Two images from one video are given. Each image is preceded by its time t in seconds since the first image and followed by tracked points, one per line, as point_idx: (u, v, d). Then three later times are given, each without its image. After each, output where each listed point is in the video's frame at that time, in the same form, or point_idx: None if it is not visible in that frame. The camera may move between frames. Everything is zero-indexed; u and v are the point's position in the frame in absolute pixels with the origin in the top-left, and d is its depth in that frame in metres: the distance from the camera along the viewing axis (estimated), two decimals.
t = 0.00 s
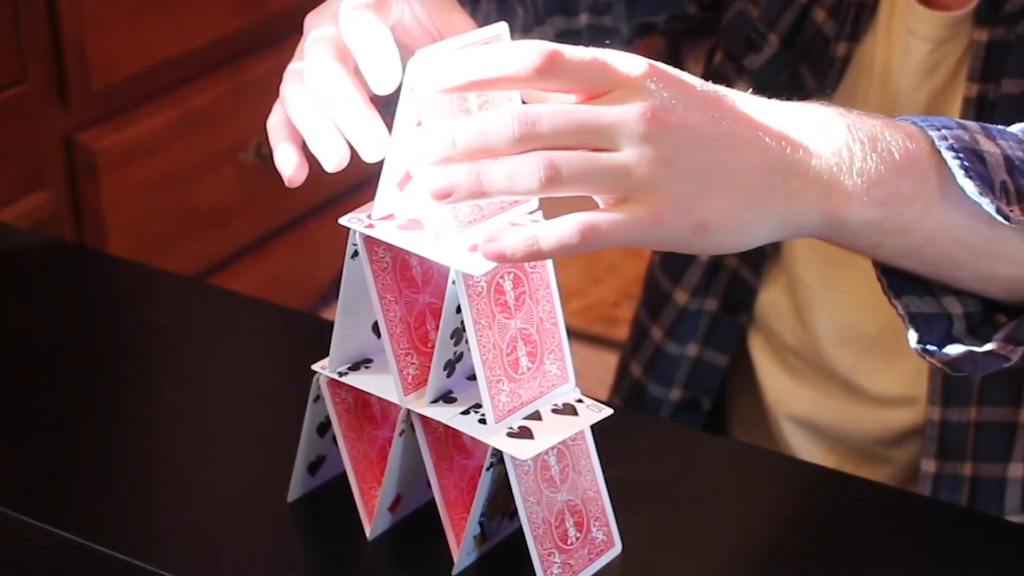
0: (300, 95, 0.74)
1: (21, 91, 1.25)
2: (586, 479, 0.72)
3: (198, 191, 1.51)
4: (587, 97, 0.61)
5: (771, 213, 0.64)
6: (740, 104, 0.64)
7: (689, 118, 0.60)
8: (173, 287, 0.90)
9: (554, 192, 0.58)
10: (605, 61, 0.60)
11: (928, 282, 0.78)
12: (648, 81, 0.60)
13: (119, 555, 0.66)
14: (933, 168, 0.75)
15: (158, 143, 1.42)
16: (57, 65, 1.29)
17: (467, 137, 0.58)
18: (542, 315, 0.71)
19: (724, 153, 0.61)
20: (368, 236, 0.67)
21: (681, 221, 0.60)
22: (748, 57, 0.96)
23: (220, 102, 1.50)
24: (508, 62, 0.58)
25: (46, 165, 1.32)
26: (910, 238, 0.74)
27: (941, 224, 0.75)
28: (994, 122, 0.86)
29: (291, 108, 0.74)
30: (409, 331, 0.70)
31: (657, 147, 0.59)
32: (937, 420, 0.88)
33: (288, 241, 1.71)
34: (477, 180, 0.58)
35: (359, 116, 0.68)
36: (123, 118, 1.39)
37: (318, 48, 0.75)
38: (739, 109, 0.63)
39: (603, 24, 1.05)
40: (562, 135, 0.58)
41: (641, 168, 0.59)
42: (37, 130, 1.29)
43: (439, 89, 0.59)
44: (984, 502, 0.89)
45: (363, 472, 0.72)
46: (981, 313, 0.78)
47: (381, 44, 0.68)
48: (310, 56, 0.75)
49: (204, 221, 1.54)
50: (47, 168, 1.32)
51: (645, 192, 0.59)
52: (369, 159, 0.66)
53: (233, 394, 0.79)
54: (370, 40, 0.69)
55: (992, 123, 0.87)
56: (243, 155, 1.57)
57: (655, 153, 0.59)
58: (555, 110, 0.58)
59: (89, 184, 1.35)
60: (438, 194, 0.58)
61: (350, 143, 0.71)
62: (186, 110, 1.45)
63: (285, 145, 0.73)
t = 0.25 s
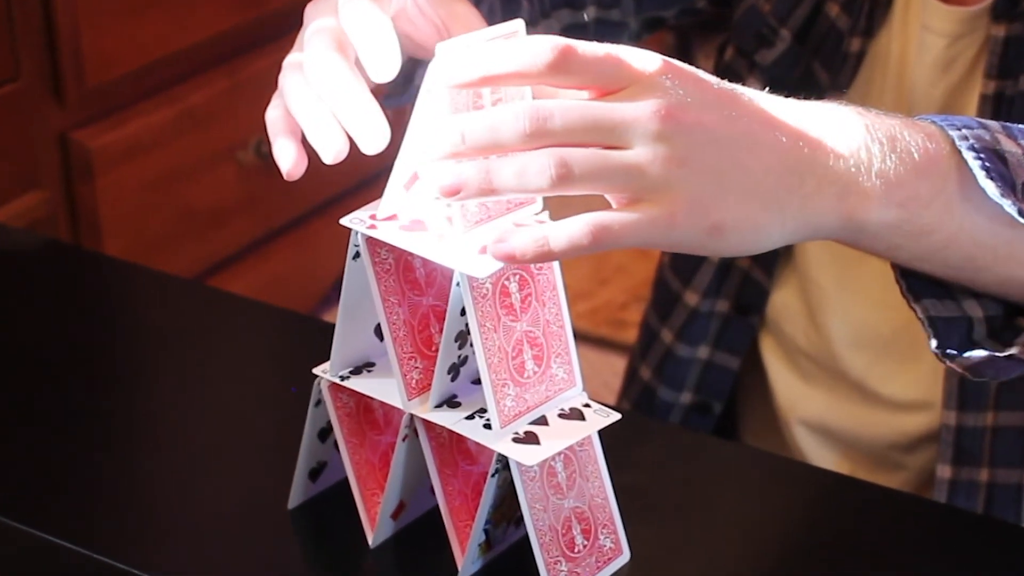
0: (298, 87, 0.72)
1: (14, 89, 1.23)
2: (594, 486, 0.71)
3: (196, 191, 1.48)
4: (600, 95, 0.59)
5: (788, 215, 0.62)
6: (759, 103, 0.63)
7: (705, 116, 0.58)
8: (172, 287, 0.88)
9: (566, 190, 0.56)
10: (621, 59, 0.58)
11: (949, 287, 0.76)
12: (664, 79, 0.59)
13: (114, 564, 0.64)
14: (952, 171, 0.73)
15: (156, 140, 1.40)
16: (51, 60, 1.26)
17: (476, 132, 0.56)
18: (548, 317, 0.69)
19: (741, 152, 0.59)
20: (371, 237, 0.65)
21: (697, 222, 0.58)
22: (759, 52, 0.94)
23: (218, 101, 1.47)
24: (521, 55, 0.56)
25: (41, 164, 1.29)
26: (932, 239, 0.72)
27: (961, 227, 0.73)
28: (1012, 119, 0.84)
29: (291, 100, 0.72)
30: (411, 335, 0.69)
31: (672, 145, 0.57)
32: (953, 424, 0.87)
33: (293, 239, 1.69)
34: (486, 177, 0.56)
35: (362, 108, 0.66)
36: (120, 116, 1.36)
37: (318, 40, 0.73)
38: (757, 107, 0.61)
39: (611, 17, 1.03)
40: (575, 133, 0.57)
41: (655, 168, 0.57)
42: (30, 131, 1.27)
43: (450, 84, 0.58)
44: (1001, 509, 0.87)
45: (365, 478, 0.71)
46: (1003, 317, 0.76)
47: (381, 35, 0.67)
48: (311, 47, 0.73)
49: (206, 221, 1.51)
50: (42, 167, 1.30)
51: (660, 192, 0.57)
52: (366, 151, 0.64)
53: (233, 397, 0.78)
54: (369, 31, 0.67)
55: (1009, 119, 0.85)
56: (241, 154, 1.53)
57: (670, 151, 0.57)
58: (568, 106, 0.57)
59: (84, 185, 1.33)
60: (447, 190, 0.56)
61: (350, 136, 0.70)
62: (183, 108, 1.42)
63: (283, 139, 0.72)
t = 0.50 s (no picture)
0: (302, 81, 0.71)
1: (9, 86, 1.22)
2: (602, 492, 0.69)
3: (194, 190, 1.46)
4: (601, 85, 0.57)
5: (792, 209, 0.60)
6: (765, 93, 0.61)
7: (708, 106, 0.56)
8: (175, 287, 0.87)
9: (566, 182, 0.55)
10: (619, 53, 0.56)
11: (958, 283, 0.74)
12: (664, 69, 0.56)
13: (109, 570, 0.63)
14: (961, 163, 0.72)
15: (153, 139, 1.38)
16: (46, 56, 1.25)
17: (478, 125, 0.55)
18: (555, 320, 0.68)
19: (743, 145, 0.57)
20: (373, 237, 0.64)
21: (699, 217, 0.56)
22: (772, 48, 0.92)
23: (217, 97, 1.45)
24: (518, 49, 0.55)
25: (32, 159, 1.28)
26: (941, 233, 0.71)
27: (970, 222, 0.72)
28: None
29: (294, 94, 0.70)
30: (415, 337, 0.67)
31: (675, 138, 0.55)
32: (969, 427, 0.85)
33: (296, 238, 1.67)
34: (484, 170, 0.55)
35: (372, 106, 0.65)
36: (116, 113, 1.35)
37: (322, 33, 0.72)
38: (762, 98, 0.59)
39: (621, 13, 1.02)
40: (575, 125, 0.55)
41: (657, 160, 0.55)
42: (22, 126, 1.25)
43: (450, 75, 0.57)
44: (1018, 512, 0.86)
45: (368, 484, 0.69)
46: (1014, 313, 0.74)
47: (388, 26, 0.65)
48: (316, 40, 0.71)
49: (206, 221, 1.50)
50: (36, 163, 1.28)
51: (661, 186, 0.55)
52: (378, 146, 0.63)
53: (233, 400, 0.76)
54: (376, 23, 0.66)
55: None
56: (240, 152, 1.50)
57: (673, 143, 0.55)
58: (568, 97, 0.55)
59: (81, 185, 1.31)
60: (446, 183, 0.55)
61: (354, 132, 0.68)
62: (180, 106, 1.40)
63: (286, 134, 0.70)
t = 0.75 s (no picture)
0: (303, 75, 0.69)
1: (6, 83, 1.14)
2: (609, 499, 0.67)
3: (195, 189, 1.39)
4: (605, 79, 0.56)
5: (801, 207, 0.59)
6: (770, 88, 0.59)
7: (714, 101, 0.54)
8: (174, 288, 0.85)
9: (568, 180, 0.53)
10: (621, 56, 0.55)
11: (972, 282, 0.72)
12: (673, 62, 0.55)
13: None
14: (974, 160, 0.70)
15: (152, 138, 1.30)
16: (42, 50, 1.17)
17: (479, 120, 0.54)
18: (561, 322, 0.66)
19: (751, 142, 0.55)
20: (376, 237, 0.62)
21: (705, 214, 0.55)
22: (782, 45, 0.91)
23: (218, 95, 1.37)
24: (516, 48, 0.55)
25: (30, 161, 1.20)
26: (952, 231, 0.69)
27: (982, 219, 0.70)
28: None
29: (295, 89, 0.69)
30: (419, 340, 0.66)
31: (680, 133, 0.53)
32: (984, 432, 0.83)
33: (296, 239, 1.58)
34: (484, 168, 0.54)
35: (376, 97, 0.63)
36: (111, 112, 1.27)
37: (324, 26, 0.71)
38: (768, 92, 0.58)
39: (628, 10, 1.01)
40: (579, 120, 0.53)
41: (661, 157, 0.53)
42: (20, 126, 1.18)
43: (443, 71, 0.56)
44: None
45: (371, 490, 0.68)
46: None
47: (393, 20, 0.64)
48: (317, 34, 0.70)
49: (205, 221, 1.42)
50: (32, 165, 1.21)
51: (666, 182, 0.54)
52: (383, 139, 0.62)
53: (231, 403, 0.75)
54: (378, 17, 0.64)
55: None
56: (240, 151, 1.43)
57: (677, 139, 0.53)
58: (571, 93, 0.53)
59: (77, 184, 1.24)
60: (446, 182, 0.54)
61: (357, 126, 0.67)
62: (178, 104, 1.32)
63: (288, 130, 0.69)
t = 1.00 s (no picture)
0: (300, 74, 0.68)
1: None
2: (616, 505, 0.65)
3: (194, 189, 1.32)
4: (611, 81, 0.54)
5: (811, 209, 0.57)
6: (773, 89, 0.58)
7: (720, 102, 0.53)
8: (174, 290, 0.84)
9: (572, 184, 0.52)
10: (619, 62, 0.54)
11: (984, 286, 0.71)
12: (677, 63, 0.54)
13: None
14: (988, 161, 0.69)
15: (149, 137, 1.24)
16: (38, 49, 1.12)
17: (483, 123, 0.53)
18: (568, 325, 0.65)
19: (760, 145, 0.54)
20: (378, 238, 0.61)
21: (711, 218, 0.53)
22: (793, 42, 0.89)
23: (217, 92, 1.31)
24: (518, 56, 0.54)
25: (24, 162, 1.16)
26: (965, 234, 0.68)
27: (996, 221, 0.69)
28: None
29: (292, 88, 0.68)
30: (422, 343, 0.64)
31: (685, 136, 0.52)
32: (1000, 439, 0.82)
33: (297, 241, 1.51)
34: (487, 172, 0.52)
35: (373, 98, 0.62)
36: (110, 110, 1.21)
37: (321, 23, 0.69)
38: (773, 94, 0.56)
39: (635, 7, 0.99)
40: (583, 122, 0.52)
41: (666, 160, 0.52)
42: (12, 125, 1.13)
43: (437, 75, 0.54)
44: None
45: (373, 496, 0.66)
46: None
47: (390, 18, 0.62)
48: (314, 31, 0.69)
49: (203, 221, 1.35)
50: (26, 165, 1.16)
51: (672, 186, 0.52)
52: (381, 140, 0.60)
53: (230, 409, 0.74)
54: (375, 16, 0.63)
55: None
56: (241, 150, 1.36)
57: (683, 142, 0.52)
58: (573, 96, 0.52)
59: (72, 183, 1.18)
60: (447, 188, 0.52)
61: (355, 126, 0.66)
62: (176, 103, 1.26)
63: (285, 131, 0.67)
